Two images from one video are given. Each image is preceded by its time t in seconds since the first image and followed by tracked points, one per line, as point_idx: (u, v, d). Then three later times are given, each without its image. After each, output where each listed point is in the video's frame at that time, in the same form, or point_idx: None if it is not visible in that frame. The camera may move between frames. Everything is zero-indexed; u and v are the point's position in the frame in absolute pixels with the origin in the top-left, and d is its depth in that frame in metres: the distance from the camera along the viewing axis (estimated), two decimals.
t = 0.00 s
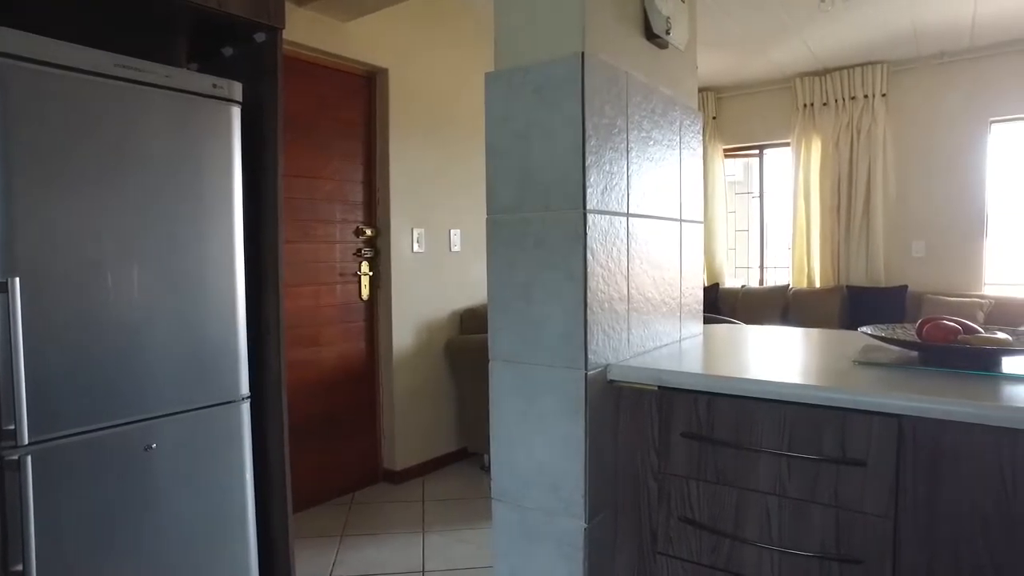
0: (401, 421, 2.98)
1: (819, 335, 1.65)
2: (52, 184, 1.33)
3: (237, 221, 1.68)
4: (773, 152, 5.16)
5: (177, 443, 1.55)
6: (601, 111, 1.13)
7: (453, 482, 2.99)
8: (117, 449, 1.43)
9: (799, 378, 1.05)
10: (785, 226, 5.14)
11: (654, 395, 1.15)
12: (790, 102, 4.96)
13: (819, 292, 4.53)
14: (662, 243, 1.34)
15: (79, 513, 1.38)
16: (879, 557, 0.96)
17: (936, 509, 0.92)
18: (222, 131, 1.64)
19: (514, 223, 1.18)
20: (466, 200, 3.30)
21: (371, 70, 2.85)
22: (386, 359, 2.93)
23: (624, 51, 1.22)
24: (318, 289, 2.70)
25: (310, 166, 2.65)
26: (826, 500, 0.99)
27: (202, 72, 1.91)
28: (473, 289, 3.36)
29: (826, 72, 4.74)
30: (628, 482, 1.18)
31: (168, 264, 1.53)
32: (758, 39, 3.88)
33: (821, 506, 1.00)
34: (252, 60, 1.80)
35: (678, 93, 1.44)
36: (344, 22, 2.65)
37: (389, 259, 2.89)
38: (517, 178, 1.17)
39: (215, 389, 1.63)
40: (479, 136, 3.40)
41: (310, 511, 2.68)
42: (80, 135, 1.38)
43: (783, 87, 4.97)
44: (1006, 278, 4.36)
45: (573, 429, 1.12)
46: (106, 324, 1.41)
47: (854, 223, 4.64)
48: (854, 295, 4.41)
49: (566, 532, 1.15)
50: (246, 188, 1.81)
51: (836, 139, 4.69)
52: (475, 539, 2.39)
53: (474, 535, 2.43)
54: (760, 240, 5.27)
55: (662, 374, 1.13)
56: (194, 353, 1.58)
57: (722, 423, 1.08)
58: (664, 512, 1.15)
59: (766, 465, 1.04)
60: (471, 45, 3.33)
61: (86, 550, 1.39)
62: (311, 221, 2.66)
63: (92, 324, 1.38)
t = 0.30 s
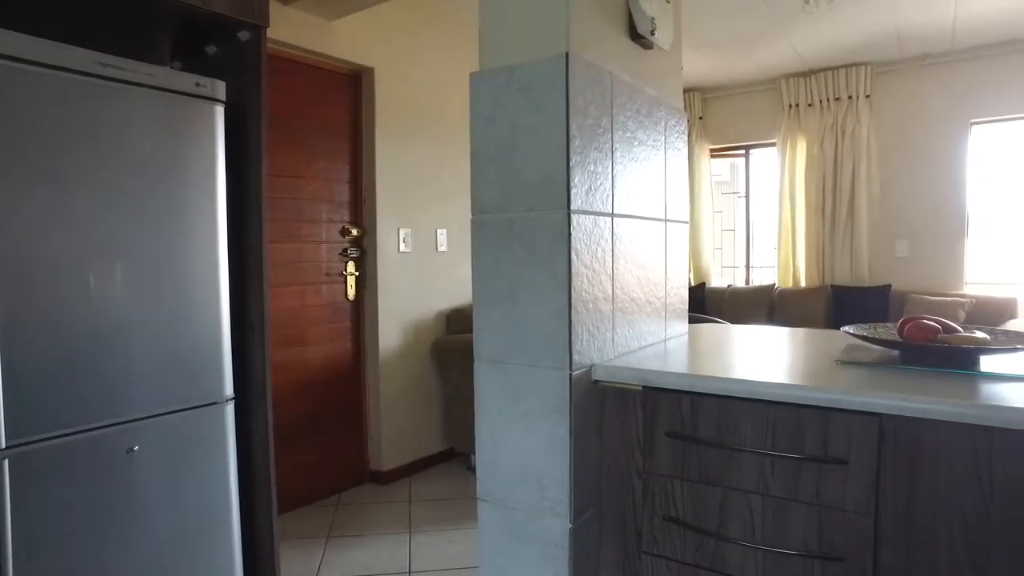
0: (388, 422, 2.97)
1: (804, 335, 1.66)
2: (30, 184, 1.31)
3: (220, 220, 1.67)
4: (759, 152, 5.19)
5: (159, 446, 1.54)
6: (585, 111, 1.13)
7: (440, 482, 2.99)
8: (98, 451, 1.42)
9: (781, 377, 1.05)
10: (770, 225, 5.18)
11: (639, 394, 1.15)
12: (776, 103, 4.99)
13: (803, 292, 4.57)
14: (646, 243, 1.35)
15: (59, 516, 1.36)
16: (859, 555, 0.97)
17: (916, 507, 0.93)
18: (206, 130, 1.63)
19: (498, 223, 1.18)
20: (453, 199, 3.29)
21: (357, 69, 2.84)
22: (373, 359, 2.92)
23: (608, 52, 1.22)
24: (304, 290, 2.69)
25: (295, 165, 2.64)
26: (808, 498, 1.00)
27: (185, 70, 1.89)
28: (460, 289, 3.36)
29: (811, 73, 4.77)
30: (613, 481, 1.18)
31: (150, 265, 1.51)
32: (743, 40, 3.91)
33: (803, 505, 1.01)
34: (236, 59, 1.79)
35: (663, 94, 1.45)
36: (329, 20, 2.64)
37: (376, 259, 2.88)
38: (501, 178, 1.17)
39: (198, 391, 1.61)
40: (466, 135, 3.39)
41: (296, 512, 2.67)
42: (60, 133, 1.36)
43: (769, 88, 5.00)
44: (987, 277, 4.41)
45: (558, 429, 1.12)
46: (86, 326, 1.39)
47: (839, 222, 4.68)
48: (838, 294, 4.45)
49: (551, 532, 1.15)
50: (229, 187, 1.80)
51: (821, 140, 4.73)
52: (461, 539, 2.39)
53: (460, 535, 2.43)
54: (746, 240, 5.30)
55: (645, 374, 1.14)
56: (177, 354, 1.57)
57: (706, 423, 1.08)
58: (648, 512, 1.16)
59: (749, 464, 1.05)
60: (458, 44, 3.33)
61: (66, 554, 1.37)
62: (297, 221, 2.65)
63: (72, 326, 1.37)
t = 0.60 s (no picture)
0: (375, 423, 2.96)
1: (789, 334, 1.67)
2: (10, 185, 1.29)
3: (205, 220, 1.65)
4: (745, 152, 5.22)
5: (143, 449, 1.52)
6: (571, 112, 1.13)
7: (427, 483, 2.98)
8: (81, 455, 1.40)
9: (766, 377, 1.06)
10: (757, 225, 5.21)
11: (625, 394, 1.16)
12: (762, 103, 5.02)
13: (789, 292, 4.60)
14: (632, 244, 1.35)
15: (40, 521, 1.34)
16: (843, 553, 0.98)
17: (897, 505, 0.94)
18: (190, 130, 1.61)
19: (484, 224, 1.18)
20: (440, 199, 3.29)
21: (343, 68, 2.83)
22: (360, 360, 2.91)
23: (594, 53, 1.23)
24: (290, 290, 2.68)
25: (281, 165, 2.62)
26: (792, 497, 1.01)
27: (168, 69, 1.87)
28: (448, 289, 3.36)
29: (796, 74, 4.81)
30: (600, 481, 1.19)
31: (133, 266, 1.50)
32: (729, 41, 3.93)
33: (788, 503, 1.01)
34: (220, 58, 1.78)
35: (649, 95, 1.45)
36: (315, 20, 2.62)
37: (363, 259, 2.87)
38: (487, 179, 1.17)
39: (183, 393, 1.60)
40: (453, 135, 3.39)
41: (283, 514, 2.66)
42: (40, 133, 1.34)
43: (755, 88, 5.03)
44: (969, 277, 4.47)
45: (544, 430, 1.13)
46: (68, 328, 1.38)
47: (824, 222, 4.72)
48: (823, 294, 4.49)
49: (537, 532, 1.15)
50: (214, 188, 1.78)
51: (806, 140, 4.77)
52: (449, 540, 2.38)
53: (448, 536, 2.42)
54: (732, 239, 5.34)
55: (631, 374, 1.14)
56: (161, 356, 1.55)
57: (691, 422, 1.09)
58: (634, 511, 1.16)
59: (734, 464, 1.05)
60: (445, 44, 3.33)
61: (48, 560, 1.36)
62: (283, 221, 2.63)
63: (53, 328, 1.35)
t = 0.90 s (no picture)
0: (362, 424, 2.95)
1: (774, 335, 1.69)
2: None
3: (190, 221, 1.64)
4: (732, 152, 5.25)
5: (127, 452, 1.51)
6: (557, 114, 1.14)
7: (415, 484, 2.98)
8: (63, 458, 1.39)
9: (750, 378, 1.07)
10: (743, 226, 5.24)
11: (611, 395, 1.16)
12: (748, 104, 5.05)
13: (775, 292, 4.64)
14: (619, 245, 1.36)
15: (23, 526, 1.32)
16: (827, 552, 0.99)
17: (880, 504, 0.95)
18: (174, 130, 1.60)
19: (471, 226, 1.18)
20: (427, 200, 3.28)
21: (329, 68, 2.81)
22: (347, 360, 2.90)
23: (580, 54, 1.23)
24: (277, 291, 2.66)
25: (266, 165, 2.60)
26: (777, 496, 1.02)
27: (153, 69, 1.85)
28: (435, 289, 3.35)
29: (782, 75, 4.84)
30: (587, 482, 1.19)
31: (117, 267, 1.48)
32: (717, 42, 3.95)
33: (773, 503, 1.02)
34: (205, 58, 1.77)
35: (635, 97, 1.46)
36: (301, 19, 2.61)
37: (350, 259, 2.86)
38: (474, 180, 1.17)
39: (168, 395, 1.59)
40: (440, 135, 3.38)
41: (270, 516, 2.64)
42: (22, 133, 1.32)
43: (742, 89, 5.06)
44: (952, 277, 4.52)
45: (530, 431, 1.13)
46: (50, 331, 1.36)
47: (810, 223, 4.75)
48: (809, 294, 4.53)
49: (525, 533, 1.15)
50: (198, 188, 1.77)
51: (792, 141, 4.80)
52: (437, 541, 2.38)
53: (436, 537, 2.42)
54: (719, 239, 5.37)
55: (617, 375, 1.15)
56: (146, 359, 1.54)
57: (677, 423, 1.09)
58: (622, 512, 1.16)
59: (720, 464, 1.06)
60: (433, 45, 3.32)
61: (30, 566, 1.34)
62: (269, 221, 2.62)
63: (35, 330, 1.33)
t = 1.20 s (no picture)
0: (350, 424, 2.94)
1: (759, 334, 1.69)
2: None
3: (174, 221, 1.63)
4: (719, 152, 5.27)
5: (111, 453, 1.49)
6: (543, 114, 1.14)
7: (402, 484, 2.97)
8: (45, 461, 1.37)
9: (735, 377, 1.07)
10: (730, 225, 5.27)
11: (597, 395, 1.16)
12: (735, 104, 5.08)
13: (761, 291, 4.67)
14: (605, 245, 1.36)
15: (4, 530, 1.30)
16: (811, 549, 0.99)
17: (863, 501, 0.96)
18: (158, 129, 1.59)
19: (457, 225, 1.17)
20: (415, 200, 3.27)
21: (316, 67, 2.80)
22: (334, 360, 2.89)
23: (567, 54, 1.23)
24: (263, 291, 2.65)
25: (253, 165, 2.59)
26: (762, 495, 1.02)
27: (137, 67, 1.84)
28: (423, 289, 3.34)
29: (769, 76, 4.87)
30: (573, 482, 1.19)
31: (100, 267, 1.46)
32: (703, 43, 3.97)
33: (758, 501, 1.03)
34: (189, 56, 1.75)
35: (621, 97, 1.46)
36: (288, 18, 2.60)
37: (337, 259, 2.85)
38: (460, 180, 1.17)
39: (152, 397, 1.58)
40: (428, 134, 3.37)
41: (256, 517, 2.63)
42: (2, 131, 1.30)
43: (728, 90, 5.09)
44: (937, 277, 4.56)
45: (517, 431, 1.13)
46: (31, 332, 1.34)
47: (796, 222, 4.78)
48: (795, 293, 4.56)
49: (511, 533, 1.15)
50: (183, 188, 1.76)
51: (778, 141, 4.83)
52: (425, 541, 2.38)
53: (424, 537, 2.42)
54: (706, 239, 5.39)
55: (603, 375, 1.15)
56: (129, 360, 1.52)
57: (663, 422, 1.10)
58: (608, 511, 1.16)
59: (705, 463, 1.07)
60: (421, 44, 3.31)
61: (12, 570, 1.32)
62: (255, 221, 2.60)
63: (15, 331, 1.32)
